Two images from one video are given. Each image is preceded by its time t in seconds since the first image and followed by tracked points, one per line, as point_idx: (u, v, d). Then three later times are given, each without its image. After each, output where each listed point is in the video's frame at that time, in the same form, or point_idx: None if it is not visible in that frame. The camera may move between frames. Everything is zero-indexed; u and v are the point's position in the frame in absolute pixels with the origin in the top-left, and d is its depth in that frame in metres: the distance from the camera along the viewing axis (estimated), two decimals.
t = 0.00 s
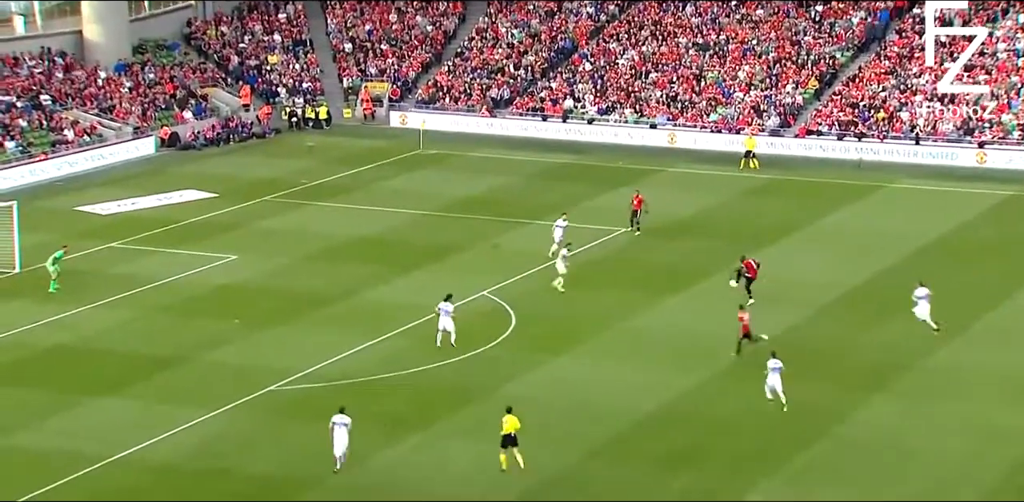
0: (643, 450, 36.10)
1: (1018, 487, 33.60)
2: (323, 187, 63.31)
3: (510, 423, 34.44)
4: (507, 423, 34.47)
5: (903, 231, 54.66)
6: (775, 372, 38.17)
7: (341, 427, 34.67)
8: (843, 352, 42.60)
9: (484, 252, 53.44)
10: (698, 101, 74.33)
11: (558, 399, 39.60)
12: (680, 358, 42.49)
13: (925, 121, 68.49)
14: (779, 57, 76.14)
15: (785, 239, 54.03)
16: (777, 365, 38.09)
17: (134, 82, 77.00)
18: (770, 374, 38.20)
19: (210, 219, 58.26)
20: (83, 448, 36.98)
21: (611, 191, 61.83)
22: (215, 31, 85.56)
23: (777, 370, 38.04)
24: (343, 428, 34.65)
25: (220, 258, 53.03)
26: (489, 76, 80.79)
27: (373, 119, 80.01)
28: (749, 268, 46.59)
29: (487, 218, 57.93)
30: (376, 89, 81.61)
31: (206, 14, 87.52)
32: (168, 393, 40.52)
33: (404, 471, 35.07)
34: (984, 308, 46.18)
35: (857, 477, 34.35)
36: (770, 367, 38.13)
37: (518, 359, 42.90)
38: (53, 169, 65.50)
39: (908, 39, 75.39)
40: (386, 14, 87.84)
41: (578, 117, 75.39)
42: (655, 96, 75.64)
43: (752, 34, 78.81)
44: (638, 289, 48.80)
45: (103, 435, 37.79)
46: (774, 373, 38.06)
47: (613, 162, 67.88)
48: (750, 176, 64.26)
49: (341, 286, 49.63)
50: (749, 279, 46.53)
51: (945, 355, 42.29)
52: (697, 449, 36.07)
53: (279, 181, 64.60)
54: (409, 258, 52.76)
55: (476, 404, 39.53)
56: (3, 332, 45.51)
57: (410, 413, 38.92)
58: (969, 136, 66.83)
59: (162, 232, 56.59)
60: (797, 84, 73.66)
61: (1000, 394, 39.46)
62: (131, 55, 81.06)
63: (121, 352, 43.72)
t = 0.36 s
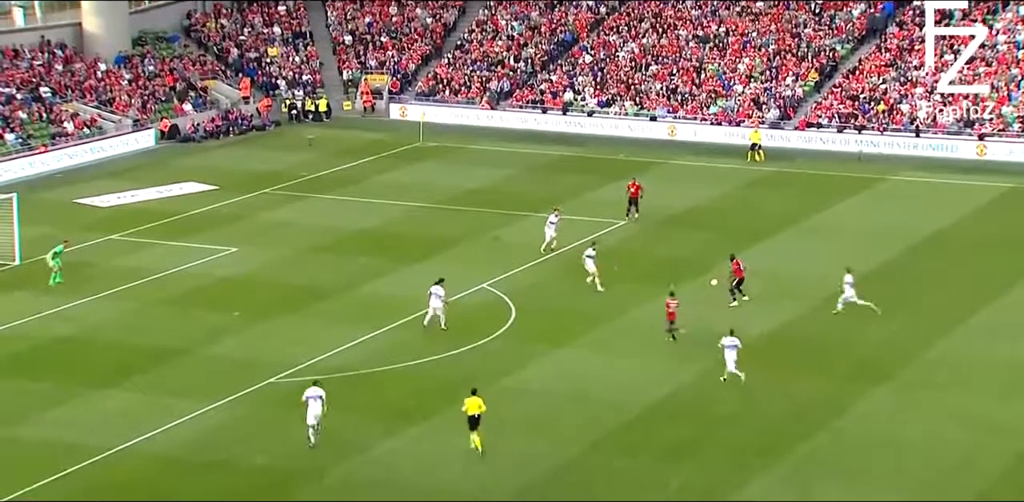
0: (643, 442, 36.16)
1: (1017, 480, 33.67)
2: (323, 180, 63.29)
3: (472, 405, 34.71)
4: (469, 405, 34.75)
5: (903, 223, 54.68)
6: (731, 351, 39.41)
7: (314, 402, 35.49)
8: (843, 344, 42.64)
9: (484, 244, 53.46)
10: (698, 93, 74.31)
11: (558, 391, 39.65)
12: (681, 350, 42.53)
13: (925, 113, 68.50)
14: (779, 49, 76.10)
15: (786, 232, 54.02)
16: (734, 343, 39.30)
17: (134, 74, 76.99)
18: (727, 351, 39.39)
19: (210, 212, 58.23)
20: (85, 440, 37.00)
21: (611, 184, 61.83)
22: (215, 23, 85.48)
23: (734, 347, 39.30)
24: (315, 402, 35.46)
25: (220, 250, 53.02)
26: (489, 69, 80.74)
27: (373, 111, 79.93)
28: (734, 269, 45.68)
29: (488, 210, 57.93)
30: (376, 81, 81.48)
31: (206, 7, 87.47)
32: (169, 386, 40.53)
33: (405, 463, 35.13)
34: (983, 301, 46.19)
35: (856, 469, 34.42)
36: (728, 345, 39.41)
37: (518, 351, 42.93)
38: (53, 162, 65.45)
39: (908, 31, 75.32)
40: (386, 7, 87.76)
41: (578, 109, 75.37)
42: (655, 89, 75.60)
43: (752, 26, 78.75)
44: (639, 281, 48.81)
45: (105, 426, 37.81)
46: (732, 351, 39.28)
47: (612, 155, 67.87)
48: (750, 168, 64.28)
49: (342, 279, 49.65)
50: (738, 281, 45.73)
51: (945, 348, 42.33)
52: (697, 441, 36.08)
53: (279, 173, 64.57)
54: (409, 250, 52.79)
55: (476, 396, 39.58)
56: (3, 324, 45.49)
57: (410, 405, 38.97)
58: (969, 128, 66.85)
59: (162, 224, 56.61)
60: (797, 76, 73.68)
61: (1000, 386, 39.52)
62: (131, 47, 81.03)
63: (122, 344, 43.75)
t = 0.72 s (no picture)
0: (643, 438, 36.16)
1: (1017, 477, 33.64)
2: (323, 175, 63.28)
3: (444, 391, 35.49)
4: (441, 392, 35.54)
5: (905, 219, 54.66)
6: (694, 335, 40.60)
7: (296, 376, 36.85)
8: (843, 340, 42.63)
9: (484, 240, 53.43)
10: (698, 89, 74.28)
11: (559, 387, 39.63)
12: (680, 347, 42.49)
13: (925, 109, 68.51)
14: (779, 45, 76.09)
15: (786, 227, 54.02)
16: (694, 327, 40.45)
17: (134, 70, 76.96)
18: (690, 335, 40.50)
19: (210, 207, 58.22)
20: (84, 435, 37.00)
21: (611, 179, 61.77)
22: (215, 19, 85.44)
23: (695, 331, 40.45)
24: (298, 376, 36.82)
25: (220, 246, 53.00)
26: (489, 64, 80.70)
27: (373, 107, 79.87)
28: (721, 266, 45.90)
29: (488, 206, 57.90)
30: (377, 77, 81.55)
31: (206, 3, 87.41)
32: (169, 381, 40.54)
33: (405, 459, 35.12)
34: (983, 297, 46.17)
35: (856, 465, 34.42)
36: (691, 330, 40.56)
37: (518, 347, 42.92)
38: (53, 157, 65.45)
39: (908, 27, 75.27)
40: (386, 3, 87.68)
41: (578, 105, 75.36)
42: (655, 84, 75.59)
43: (752, 22, 78.70)
44: (639, 277, 48.76)
45: (105, 422, 37.80)
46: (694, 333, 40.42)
47: (612, 151, 67.85)
48: (750, 164, 64.30)
49: (342, 274, 49.63)
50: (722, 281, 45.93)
51: (945, 344, 42.29)
52: (697, 438, 36.07)
53: (280, 169, 64.55)
54: (409, 246, 52.77)
55: (476, 392, 39.56)
56: (4, 320, 45.50)
57: (410, 401, 38.94)
58: (969, 124, 66.90)
59: (161, 220, 56.57)
60: (797, 72, 73.64)
61: (1000, 383, 39.47)
62: (131, 43, 80.96)
63: (122, 339, 43.69)
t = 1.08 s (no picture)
0: (646, 436, 36.17)
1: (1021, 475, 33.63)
2: (327, 174, 63.31)
3: (421, 383, 36.01)
4: (418, 383, 36.03)
5: (908, 218, 54.63)
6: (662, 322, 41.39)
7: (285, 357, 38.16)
8: (847, 339, 42.63)
9: (487, 239, 53.45)
10: (701, 88, 74.25)
11: (562, 386, 39.65)
12: (683, 345, 42.51)
13: (929, 108, 68.48)
14: (782, 44, 76.05)
15: (789, 226, 53.99)
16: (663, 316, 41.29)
17: (138, 69, 77.01)
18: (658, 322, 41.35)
19: (213, 206, 58.25)
20: (86, 435, 37.03)
21: (615, 178, 61.75)
22: (218, 18, 85.46)
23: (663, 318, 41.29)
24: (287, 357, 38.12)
25: (223, 245, 53.03)
26: (493, 63, 80.68)
27: (377, 106, 80.16)
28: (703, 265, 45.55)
29: (491, 205, 57.89)
30: (381, 76, 81.72)
31: (209, 2, 87.45)
32: (171, 380, 40.57)
33: (408, 458, 35.16)
34: (986, 296, 46.10)
35: (859, 464, 34.42)
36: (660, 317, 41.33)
37: (521, 345, 42.95)
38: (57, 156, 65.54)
39: (912, 26, 75.21)
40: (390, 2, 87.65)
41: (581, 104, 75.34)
42: (658, 83, 75.58)
43: (756, 21, 78.64)
44: (640, 276, 48.73)
45: (107, 421, 37.84)
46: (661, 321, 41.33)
47: (615, 150, 67.80)
48: (753, 163, 64.27)
49: (345, 273, 49.66)
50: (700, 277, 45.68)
51: (948, 343, 42.28)
52: (699, 437, 36.04)
53: (283, 168, 64.58)
54: (412, 245, 52.80)
55: (479, 390, 39.60)
56: (7, 319, 45.55)
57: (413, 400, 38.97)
58: (973, 123, 66.90)
59: (165, 218, 56.61)
60: (801, 71, 73.64)
61: (1004, 381, 39.47)
62: (135, 42, 81.00)
63: (126, 338, 43.73)
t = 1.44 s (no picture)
0: (657, 436, 36.17)
1: None
2: (338, 173, 63.36)
3: (419, 380, 36.65)
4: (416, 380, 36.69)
5: (920, 217, 54.53)
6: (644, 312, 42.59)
7: (289, 342, 39.77)
8: (858, 338, 42.59)
9: (498, 239, 53.43)
10: (713, 87, 74.23)
11: (573, 385, 39.64)
12: (695, 345, 42.46)
13: (941, 107, 68.34)
14: (794, 43, 75.96)
15: (800, 226, 53.92)
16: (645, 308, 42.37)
17: (150, 69, 77.09)
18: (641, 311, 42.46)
19: (225, 205, 58.33)
20: (97, 433, 37.09)
21: (626, 178, 61.70)
22: (231, 17, 85.53)
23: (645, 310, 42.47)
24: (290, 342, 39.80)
25: (234, 244, 53.08)
26: (504, 63, 80.65)
27: (388, 106, 80.34)
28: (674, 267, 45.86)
29: (502, 205, 57.85)
30: (392, 75, 81.68)
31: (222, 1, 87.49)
32: (183, 379, 40.64)
33: (420, 457, 35.20)
34: (997, 296, 45.99)
35: (870, 463, 34.39)
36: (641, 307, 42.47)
37: (533, 344, 42.96)
38: (70, 155, 65.67)
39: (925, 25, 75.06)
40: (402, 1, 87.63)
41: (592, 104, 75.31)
42: (670, 83, 75.53)
43: (768, 20, 78.51)
44: (650, 276, 48.66)
45: (118, 420, 37.90)
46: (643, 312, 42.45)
47: (626, 149, 67.75)
48: (764, 162, 64.21)
49: (356, 273, 49.68)
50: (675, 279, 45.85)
51: (960, 343, 42.20)
52: (708, 437, 36.01)
53: (294, 167, 64.64)
54: (423, 244, 52.81)
55: (491, 389, 39.61)
56: (19, 317, 45.64)
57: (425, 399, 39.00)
58: (985, 123, 66.77)
59: (177, 218, 56.67)
60: (813, 70, 73.54)
61: (1016, 381, 39.41)
62: (147, 41, 81.11)
63: (138, 337, 43.80)
